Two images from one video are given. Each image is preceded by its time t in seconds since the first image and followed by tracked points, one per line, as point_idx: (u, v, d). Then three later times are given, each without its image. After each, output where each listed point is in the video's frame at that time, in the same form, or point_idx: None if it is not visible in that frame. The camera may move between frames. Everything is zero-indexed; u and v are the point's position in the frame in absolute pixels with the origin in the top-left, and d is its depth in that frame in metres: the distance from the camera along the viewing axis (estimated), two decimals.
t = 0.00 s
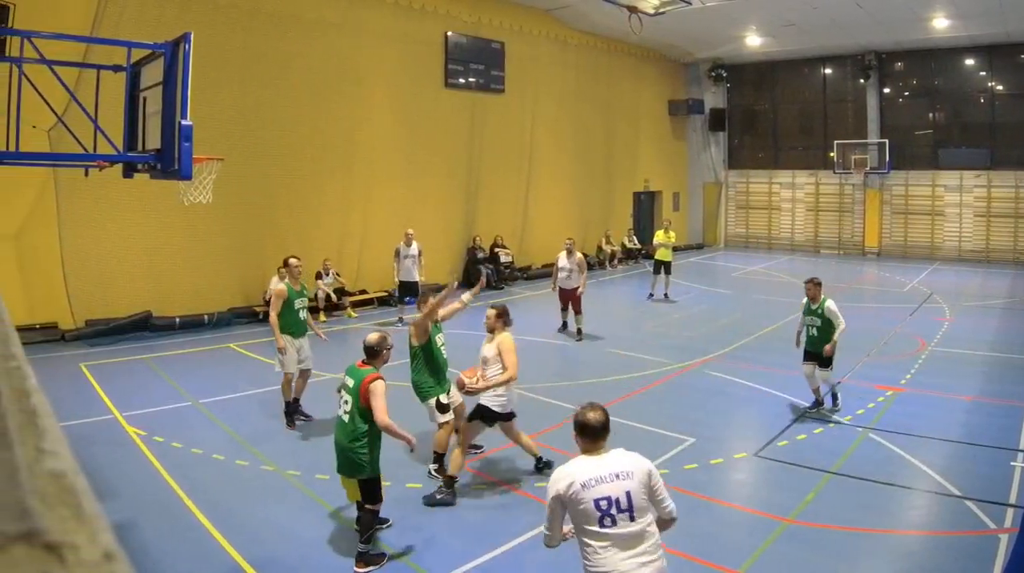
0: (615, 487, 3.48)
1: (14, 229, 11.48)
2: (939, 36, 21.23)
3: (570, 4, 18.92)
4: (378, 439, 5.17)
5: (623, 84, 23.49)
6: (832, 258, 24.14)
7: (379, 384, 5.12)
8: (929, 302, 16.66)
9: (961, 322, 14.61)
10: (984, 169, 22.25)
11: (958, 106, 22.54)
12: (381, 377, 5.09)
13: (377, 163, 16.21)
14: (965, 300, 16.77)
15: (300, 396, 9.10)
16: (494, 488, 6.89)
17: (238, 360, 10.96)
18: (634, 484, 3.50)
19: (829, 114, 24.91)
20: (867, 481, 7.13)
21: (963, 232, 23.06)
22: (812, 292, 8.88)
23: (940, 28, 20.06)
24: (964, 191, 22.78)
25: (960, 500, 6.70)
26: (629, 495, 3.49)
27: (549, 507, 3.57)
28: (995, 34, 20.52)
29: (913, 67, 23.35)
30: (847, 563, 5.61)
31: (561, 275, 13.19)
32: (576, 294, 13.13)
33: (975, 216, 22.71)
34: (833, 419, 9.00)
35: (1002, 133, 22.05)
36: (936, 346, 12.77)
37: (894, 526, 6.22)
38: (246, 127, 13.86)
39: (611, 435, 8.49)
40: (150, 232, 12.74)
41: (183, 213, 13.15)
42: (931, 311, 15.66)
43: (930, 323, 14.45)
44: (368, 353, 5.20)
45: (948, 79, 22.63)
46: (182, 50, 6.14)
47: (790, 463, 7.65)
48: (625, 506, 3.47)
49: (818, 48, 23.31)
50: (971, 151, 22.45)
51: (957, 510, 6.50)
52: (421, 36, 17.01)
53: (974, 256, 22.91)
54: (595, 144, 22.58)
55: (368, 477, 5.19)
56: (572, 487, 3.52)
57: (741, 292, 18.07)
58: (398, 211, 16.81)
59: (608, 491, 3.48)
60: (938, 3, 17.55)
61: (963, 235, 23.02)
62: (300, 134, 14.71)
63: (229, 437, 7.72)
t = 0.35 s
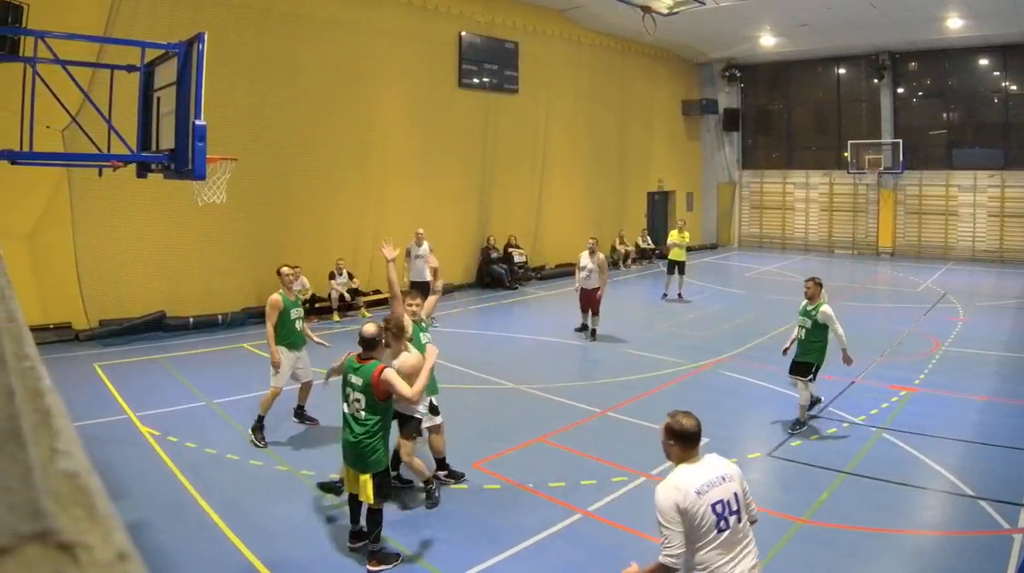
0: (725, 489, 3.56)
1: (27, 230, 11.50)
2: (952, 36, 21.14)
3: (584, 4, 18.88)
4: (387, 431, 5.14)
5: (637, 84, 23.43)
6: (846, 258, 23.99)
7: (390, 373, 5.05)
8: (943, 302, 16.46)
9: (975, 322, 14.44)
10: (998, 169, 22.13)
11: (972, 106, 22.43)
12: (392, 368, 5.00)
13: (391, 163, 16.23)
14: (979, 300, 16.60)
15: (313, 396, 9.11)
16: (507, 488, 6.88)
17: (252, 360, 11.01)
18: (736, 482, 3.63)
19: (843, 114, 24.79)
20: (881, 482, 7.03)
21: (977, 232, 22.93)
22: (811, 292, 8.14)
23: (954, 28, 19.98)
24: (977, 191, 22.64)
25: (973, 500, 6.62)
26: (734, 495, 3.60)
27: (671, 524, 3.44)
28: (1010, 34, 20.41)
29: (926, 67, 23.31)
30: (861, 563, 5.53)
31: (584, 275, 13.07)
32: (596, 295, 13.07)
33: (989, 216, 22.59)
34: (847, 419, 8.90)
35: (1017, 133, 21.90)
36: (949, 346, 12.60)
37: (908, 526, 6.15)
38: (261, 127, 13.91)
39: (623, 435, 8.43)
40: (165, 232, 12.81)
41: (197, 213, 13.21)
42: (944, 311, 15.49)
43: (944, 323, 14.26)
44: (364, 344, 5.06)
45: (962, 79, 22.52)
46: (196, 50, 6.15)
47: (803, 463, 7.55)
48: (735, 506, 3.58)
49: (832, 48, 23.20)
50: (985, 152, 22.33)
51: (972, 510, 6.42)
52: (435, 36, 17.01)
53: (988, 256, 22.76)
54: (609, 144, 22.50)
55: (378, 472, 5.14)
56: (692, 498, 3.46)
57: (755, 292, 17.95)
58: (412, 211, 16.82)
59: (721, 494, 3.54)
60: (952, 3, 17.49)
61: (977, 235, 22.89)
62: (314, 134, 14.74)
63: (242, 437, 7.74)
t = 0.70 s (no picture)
0: (790, 493, 3.59)
1: (40, 229, 11.56)
2: (966, 36, 21.02)
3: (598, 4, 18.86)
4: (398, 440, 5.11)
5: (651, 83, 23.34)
6: (860, 258, 23.86)
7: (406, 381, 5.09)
8: (957, 302, 16.25)
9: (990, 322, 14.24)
10: (1013, 169, 21.98)
11: (986, 106, 22.29)
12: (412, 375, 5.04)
13: (405, 164, 16.24)
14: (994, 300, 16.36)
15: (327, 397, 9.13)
16: (521, 488, 6.85)
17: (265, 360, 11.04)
18: (801, 485, 3.65)
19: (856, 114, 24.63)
20: (896, 482, 6.94)
21: (992, 232, 22.77)
22: (808, 293, 7.94)
23: (969, 28, 19.87)
24: (991, 191, 22.52)
25: (987, 501, 6.52)
26: (798, 498, 3.63)
27: (733, 527, 3.48)
28: None
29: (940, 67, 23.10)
30: (877, 563, 5.44)
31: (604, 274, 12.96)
32: (614, 296, 13.00)
33: (1003, 216, 22.45)
34: (860, 419, 8.79)
35: None
36: (963, 346, 12.43)
37: (924, 526, 6.06)
38: (275, 127, 13.94)
39: (636, 435, 8.36)
40: (180, 232, 12.87)
41: (211, 214, 13.26)
42: (958, 311, 15.29)
43: (958, 322, 14.09)
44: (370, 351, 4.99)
45: (976, 79, 22.37)
46: (209, 50, 6.16)
47: (818, 463, 7.46)
48: (800, 508, 3.61)
49: (846, 48, 23.06)
50: (999, 152, 22.19)
51: (986, 510, 6.32)
52: (449, 36, 17.01)
53: (1002, 256, 22.61)
54: (623, 144, 22.40)
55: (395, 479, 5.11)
56: (757, 502, 3.49)
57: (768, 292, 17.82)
58: (425, 210, 16.83)
59: (786, 498, 3.57)
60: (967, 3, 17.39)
61: (992, 235, 22.72)
62: (328, 135, 14.77)
63: (254, 438, 7.76)
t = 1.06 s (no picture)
0: (855, 483, 3.70)
1: (54, 229, 11.58)
2: (981, 36, 20.86)
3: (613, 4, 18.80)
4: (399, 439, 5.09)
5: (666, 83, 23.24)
6: (874, 258, 23.66)
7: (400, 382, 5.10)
8: (971, 302, 16.03)
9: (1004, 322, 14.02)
10: None
11: (1000, 105, 22.05)
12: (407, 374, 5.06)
13: (418, 164, 16.25)
14: (1009, 300, 16.14)
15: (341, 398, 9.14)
16: (534, 488, 6.81)
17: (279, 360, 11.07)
18: (870, 480, 3.74)
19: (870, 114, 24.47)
20: (912, 482, 6.84)
21: (1006, 232, 22.47)
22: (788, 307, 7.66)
23: (982, 28, 19.72)
24: (1006, 191, 22.23)
25: (1003, 501, 6.42)
26: (864, 491, 3.73)
27: (798, 500, 3.64)
28: None
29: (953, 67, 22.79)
30: (891, 563, 5.36)
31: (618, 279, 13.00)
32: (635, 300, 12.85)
33: (1018, 216, 22.18)
34: (874, 418, 8.67)
35: None
36: (978, 346, 12.26)
37: (940, 526, 5.97)
38: (289, 128, 13.98)
39: (650, 435, 8.30)
40: (195, 233, 12.94)
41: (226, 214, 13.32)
42: (972, 311, 15.06)
43: (973, 323, 13.89)
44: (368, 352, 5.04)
45: (990, 79, 22.17)
46: (224, 50, 6.16)
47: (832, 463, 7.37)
48: (861, 501, 3.72)
49: (859, 48, 22.91)
50: (1014, 152, 21.94)
51: (1002, 511, 6.23)
52: (463, 36, 17.00)
53: (1017, 257, 22.36)
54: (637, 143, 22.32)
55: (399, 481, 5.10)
56: (818, 481, 3.67)
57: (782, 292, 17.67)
58: (439, 210, 16.84)
59: (850, 486, 3.69)
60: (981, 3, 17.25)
61: (1006, 235, 22.43)
62: (342, 135, 14.81)
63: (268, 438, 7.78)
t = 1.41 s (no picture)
0: (881, 463, 3.68)
1: (69, 228, 11.59)
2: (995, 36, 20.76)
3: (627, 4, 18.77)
4: (409, 446, 4.95)
5: (680, 83, 23.17)
6: (888, 258, 23.50)
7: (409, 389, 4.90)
8: (985, 302, 15.83)
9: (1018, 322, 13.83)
10: None
11: (1014, 106, 21.91)
12: (412, 382, 4.85)
13: (432, 163, 16.25)
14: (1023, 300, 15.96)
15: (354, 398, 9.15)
16: (548, 488, 6.77)
17: (293, 360, 11.10)
18: (901, 465, 3.69)
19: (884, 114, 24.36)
20: (928, 482, 6.74)
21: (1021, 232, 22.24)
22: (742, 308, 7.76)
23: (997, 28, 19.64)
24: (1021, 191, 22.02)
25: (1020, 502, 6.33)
26: (892, 474, 3.69)
27: (820, 466, 3.75)
28: None
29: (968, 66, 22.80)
30: (907, 563, 5.28)
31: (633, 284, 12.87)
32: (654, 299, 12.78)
33: None
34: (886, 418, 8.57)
35: None
36: (993, 346, 12.11)
37: (957, 526, 5.89)
38: (304, 129, 14.02)
39: (664, 435, 8.23)
40: (210, 233, 13.01)
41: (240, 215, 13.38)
42: (986, 311, 14.89)
43: (987, 323, 13.72)
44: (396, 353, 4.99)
45: (1004, 79, 22.04)
46: (237, 50, 6.18)
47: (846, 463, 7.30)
48: (884, 482, 3.68)
49: (873, 48, 22.83)
50: None
51: (1018, 512, 6.14)
52: (477, 36, 17.00)
53: None
54: (651, 143, 22.23)
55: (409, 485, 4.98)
56: (841, 454, 3.74)
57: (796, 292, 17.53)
58: (453, 210, 16.84)
59: (874, 465, 3.68)
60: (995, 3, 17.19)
61: (1019, 235, 22.20)
62: (356, 135, 14.83)
63: (282, 438, 7.79)
